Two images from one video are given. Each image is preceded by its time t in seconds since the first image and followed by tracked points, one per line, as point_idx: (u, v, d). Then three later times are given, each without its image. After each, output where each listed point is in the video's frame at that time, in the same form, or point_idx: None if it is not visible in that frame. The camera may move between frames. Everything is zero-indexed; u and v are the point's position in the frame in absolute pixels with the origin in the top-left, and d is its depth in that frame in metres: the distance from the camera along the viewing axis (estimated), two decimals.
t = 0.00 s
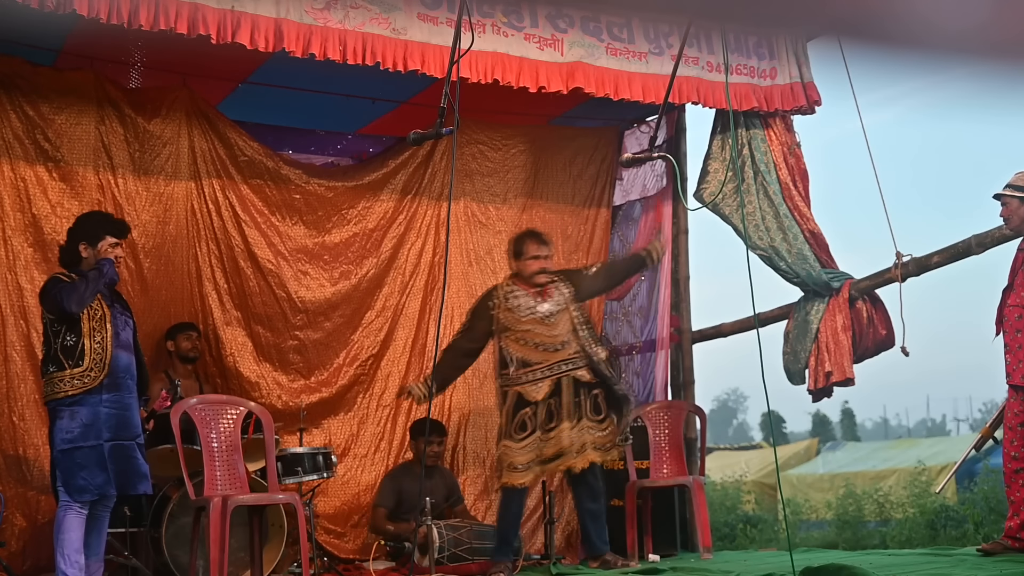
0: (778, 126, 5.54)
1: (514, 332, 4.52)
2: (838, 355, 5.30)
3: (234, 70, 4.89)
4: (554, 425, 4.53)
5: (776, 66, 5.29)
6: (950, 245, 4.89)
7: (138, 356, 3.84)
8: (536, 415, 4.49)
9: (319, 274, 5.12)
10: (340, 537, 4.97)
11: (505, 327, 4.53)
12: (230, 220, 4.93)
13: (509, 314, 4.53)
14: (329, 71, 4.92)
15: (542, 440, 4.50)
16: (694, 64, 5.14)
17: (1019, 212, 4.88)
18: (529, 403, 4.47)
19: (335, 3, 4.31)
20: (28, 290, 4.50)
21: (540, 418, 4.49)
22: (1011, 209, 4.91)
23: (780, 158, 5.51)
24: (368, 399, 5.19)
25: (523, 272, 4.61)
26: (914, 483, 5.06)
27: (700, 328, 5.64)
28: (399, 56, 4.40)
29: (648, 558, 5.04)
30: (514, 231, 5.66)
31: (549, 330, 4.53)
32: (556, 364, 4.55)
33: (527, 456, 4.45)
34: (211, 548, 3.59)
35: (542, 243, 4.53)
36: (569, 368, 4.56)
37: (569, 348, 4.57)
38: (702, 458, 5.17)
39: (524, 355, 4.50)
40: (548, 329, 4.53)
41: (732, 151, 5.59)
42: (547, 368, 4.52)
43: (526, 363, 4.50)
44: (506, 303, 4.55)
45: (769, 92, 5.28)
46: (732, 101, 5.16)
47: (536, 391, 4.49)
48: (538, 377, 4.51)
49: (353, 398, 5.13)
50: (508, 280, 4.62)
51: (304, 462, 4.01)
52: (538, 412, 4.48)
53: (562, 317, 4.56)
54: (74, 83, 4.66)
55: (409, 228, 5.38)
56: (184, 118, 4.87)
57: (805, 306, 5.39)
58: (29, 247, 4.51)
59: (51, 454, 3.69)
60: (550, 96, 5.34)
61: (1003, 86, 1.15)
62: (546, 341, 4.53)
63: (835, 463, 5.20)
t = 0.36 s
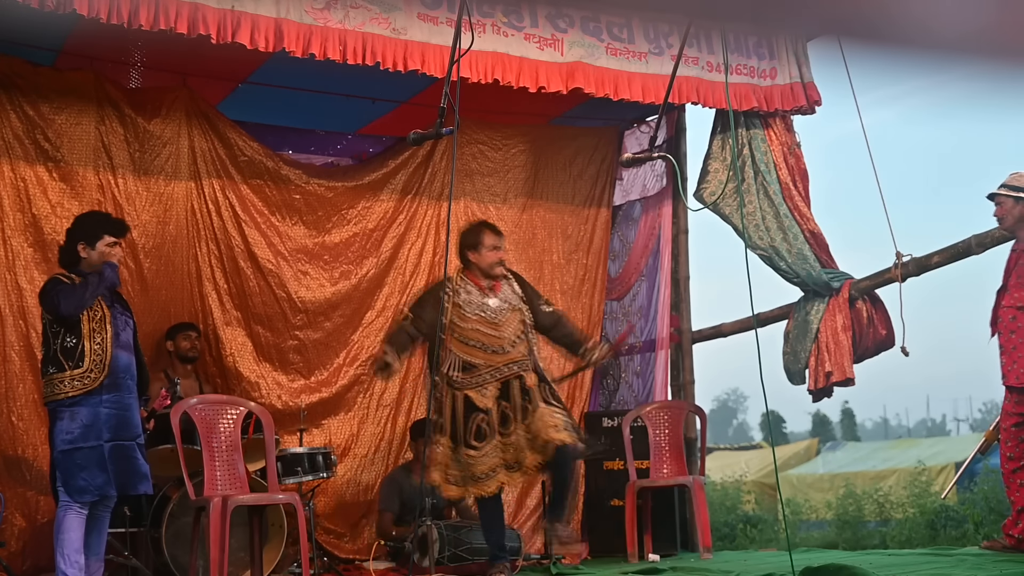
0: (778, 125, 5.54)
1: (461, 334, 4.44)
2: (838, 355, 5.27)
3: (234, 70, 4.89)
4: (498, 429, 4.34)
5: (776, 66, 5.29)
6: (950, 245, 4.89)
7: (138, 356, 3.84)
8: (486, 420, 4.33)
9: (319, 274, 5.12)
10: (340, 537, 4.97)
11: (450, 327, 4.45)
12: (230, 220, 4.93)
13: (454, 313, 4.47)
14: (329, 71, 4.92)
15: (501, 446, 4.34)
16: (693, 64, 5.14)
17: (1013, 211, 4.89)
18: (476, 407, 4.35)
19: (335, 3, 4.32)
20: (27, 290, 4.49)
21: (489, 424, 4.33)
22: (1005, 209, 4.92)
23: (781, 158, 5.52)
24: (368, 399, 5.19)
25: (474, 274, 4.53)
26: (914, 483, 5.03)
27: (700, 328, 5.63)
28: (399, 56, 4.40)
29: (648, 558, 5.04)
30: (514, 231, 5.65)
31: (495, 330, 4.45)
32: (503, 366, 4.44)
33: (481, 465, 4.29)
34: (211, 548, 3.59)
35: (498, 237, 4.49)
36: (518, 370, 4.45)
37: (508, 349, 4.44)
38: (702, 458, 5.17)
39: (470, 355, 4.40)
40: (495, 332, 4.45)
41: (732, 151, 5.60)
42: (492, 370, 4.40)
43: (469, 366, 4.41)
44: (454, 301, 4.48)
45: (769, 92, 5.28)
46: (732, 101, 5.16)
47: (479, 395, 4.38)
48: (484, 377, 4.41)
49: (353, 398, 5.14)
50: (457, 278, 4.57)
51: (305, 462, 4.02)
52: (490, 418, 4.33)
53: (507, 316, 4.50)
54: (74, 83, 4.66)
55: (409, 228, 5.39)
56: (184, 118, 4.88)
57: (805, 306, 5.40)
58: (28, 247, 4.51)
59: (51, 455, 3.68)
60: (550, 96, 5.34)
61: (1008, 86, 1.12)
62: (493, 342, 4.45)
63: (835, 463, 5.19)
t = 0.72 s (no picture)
0: (778, 125, 5.55)
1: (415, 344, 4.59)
2: (838, 355, 5.26)
3: (233, 70, 4.89)
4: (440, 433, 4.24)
5: (776, 66, 5.29)
6: (950, 245, 4.89)
7: (138, 355, 3.84)
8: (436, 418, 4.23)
9: (319, 274, 5.12)
10: (340, 538, 4.97)
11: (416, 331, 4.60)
12: (230, 220, 4.93)
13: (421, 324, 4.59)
14: (329, 71, 4.92)
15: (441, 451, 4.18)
16: (694, 64, 5.14)
17: (986, 221, 4.89)
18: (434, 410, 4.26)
19: (335, 3, 4.32)
20: (27, 290, 4.50)
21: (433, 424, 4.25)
22: (977, 220, 4.91)
23: (781, 158, 5.53)
24: (368, 399, 5.19)
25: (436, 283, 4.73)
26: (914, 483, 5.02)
27: (701, 328, 5.63)
28: (399, 57, 4.40)
29: (648, 558, 5.04)
30: (514, 231, 5.65)
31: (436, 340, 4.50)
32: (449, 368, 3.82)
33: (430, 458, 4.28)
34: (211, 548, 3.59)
35: (458, 241, 4.57)
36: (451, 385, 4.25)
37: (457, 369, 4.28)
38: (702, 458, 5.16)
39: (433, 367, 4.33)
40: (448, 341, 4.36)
41: (732, 150, 5.60)
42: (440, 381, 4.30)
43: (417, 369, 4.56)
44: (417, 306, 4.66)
45: (769, 92, 5.28)
46: (732, 101, 5.16)
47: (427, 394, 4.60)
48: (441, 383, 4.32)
49: (353, 398, 5.15)
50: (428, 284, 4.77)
51: (305, 462, 4.00)
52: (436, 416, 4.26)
53: (456, 328, 4.38)
54: (74, 83, 4.66)
55: (409, 227, 5.39)
56: (184, 118, 4.88)
57: (805, 306, 5.39)
58: (28, 247, 4.51)
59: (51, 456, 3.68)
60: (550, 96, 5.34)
61: (1008, 83, 1.10)
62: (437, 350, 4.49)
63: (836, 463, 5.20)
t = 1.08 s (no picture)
0: (778, 125, 5.57)
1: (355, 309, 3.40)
2: (838, 355, 5.27)
3: (233, 70, 4.89)
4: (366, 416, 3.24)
5: (776, 66, 5.28)
6: (950, 246, 4.88)
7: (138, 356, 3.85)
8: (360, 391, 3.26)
9: (319, 274, 5.13)
10: (340, 538, 4.97)
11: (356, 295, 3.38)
12: (230, 220, 4.93)
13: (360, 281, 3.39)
14: (330, 71, 4.92)
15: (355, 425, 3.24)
16: (694, 64, 5.14)
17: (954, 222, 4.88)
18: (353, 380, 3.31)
19: (335, 4, 4.32)
20: (28, 290, 4.49)
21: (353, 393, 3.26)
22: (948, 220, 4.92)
23: (781, 158, 5.54)
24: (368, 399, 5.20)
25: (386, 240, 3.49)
26: (914, 482, 4.92)
27: (701, 328, 5.63)
28: (399, 57, 4.40)
29: (648, 558, 5.04)
30: (514, 231, 5.66)
31: (385, 304, 3.31)
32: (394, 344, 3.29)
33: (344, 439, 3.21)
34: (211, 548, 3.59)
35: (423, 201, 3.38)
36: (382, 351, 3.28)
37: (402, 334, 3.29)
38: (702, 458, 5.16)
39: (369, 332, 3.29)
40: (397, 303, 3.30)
41: (732, 150, 5.61)
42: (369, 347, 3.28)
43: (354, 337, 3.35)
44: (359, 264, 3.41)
45: (769, 92, 5.28)
46: (732, 101, 5.17)
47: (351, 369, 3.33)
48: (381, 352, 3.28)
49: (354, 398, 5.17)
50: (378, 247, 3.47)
51: (304, 462, 4.01)
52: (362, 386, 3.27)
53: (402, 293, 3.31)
54: (74, 83, 4.66)
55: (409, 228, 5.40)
56: (184, 118, 4.88)
57: (805, 306, 5.41)
58: (28, 247, 4.51)
59: (51, 455, 3.67)
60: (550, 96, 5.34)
61: (1007, 83, 1.09)
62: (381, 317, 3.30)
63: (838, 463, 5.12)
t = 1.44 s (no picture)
0: (778, 126, 5.58)
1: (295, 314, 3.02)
2: (838, 355, 5.27)
3: (233, 70, 4.89)
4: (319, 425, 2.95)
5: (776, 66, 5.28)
6: (949, 246, 4.88)
7: (139, 356, 3.86)
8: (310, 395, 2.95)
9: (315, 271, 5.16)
10: (340, 537, 4.97)
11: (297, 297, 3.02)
12: (230, 220, 4.95)
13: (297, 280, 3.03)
14: (329, 71, 4.92)
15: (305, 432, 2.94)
16: (694, 64, 5.14)
17: (907, 233, 4.70)
18: (296, 390, 2.99)
19: (335, 4, 4.32)
20: (28, 290, 4.49)
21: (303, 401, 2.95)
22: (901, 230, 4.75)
23: (781, 158, 5.55)
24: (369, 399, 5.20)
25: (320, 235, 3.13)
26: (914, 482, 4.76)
27: (701, 328, 5.62)
28: (399, 57, 4.40)
29: (648, 558, 5.04)
30: (514, 231, 5.66)
31: (346, 311, 3.00)
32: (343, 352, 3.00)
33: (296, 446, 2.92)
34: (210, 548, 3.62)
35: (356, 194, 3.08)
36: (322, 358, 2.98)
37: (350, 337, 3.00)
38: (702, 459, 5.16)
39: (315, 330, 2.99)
40: (349, 303, 3.02)
41: (732, 151, 5.61)
42: (324, 355, 2.98)
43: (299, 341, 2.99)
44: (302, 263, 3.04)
45: (769, 92, 5.29)
46: (732, 101, 5.17)
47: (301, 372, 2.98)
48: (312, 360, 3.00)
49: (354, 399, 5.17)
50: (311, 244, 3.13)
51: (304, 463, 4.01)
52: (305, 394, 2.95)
53: (361, 299, 3.02)
54: (74, 83, 4.66)
55: (409, 227, 5.39)
56: (183, 118, 4.88)
57: (805, 306, 5.40)
58: (29, 247, 4.51)
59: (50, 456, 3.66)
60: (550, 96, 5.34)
61: (1008, 83, 1.07)
62: (339, 322, 3.00)
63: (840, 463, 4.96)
